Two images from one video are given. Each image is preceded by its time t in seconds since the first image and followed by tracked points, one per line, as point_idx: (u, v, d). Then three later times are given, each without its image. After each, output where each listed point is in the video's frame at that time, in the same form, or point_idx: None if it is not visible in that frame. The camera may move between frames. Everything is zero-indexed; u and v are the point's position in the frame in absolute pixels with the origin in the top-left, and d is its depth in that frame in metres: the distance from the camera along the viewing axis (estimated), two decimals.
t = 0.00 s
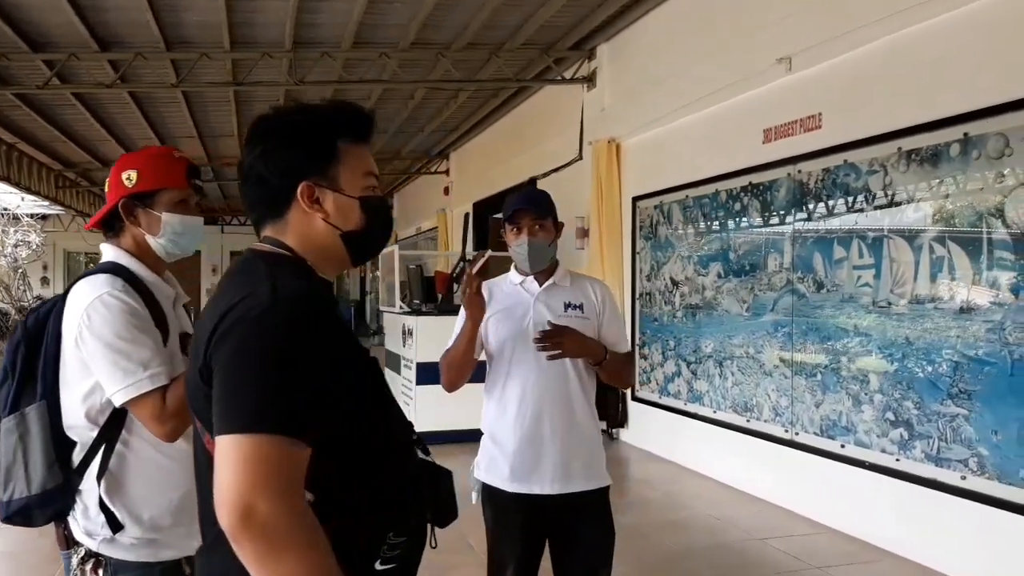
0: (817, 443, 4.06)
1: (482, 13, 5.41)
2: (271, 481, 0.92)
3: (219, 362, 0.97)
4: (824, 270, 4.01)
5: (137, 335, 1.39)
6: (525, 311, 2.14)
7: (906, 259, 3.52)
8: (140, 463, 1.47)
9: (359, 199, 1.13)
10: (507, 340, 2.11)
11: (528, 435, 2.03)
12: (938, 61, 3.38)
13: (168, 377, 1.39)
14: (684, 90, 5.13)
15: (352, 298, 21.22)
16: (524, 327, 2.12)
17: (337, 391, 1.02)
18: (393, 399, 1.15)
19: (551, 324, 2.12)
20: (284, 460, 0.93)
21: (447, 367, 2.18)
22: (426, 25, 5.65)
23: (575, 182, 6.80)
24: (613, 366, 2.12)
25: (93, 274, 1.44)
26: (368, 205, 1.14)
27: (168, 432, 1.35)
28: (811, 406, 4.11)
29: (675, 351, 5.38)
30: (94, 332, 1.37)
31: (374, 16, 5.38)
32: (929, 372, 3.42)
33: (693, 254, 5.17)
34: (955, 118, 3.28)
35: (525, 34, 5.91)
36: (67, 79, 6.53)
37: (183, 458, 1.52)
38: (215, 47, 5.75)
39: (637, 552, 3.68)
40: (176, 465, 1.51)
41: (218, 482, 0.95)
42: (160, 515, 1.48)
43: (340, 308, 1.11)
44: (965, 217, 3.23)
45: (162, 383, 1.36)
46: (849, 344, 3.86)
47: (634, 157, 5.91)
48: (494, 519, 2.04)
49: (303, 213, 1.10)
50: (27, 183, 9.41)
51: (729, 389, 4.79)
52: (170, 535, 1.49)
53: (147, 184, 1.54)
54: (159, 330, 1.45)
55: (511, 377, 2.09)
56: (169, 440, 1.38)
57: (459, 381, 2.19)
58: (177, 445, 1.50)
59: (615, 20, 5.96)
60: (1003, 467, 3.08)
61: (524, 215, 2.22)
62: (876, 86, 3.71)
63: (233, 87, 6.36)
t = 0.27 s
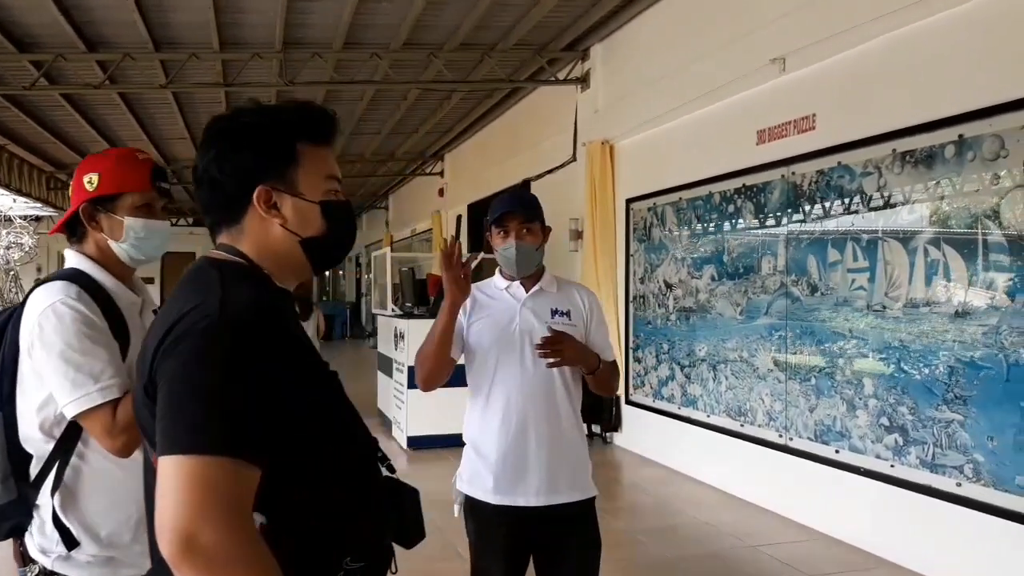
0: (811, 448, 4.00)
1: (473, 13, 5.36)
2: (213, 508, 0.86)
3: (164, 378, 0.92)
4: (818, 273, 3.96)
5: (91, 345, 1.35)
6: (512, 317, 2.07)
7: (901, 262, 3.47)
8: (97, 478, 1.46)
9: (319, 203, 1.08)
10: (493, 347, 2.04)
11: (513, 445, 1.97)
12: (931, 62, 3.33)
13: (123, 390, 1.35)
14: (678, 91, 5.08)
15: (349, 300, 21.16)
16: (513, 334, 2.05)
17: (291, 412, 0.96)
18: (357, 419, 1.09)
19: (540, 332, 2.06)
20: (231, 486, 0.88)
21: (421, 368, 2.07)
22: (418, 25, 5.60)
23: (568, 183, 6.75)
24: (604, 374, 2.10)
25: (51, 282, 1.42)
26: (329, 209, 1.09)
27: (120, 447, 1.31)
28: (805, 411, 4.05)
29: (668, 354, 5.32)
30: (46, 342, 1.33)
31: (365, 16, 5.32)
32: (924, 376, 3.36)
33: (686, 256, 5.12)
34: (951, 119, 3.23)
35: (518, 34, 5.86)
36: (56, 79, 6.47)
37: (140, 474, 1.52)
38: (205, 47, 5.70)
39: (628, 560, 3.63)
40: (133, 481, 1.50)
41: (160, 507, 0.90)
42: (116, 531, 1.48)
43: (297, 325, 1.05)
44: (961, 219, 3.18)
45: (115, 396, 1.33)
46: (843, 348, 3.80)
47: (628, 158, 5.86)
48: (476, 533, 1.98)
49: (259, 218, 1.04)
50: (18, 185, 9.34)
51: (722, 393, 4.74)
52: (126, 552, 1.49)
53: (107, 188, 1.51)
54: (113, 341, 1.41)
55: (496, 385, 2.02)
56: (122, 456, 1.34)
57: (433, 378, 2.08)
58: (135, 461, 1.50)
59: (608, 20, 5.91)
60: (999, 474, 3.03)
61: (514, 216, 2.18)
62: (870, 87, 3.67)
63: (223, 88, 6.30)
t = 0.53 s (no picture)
0: (805, 451, 3.96)
1: (465, 10, 5.31)
2: (162, 524, 0.82)
3: (113, 385, 0.86)
4: (812, 274, 3.92)
5: (57, 350, 1.32)
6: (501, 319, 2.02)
7: (895, 263, 3.43)
8: (65, 486, 1.44)
9: (283, 204, 1.03)
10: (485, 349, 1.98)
11: (498, 451, 1.92)
12: (926, 60, 3.29)
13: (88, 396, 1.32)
14: (671, 90, 5.04)
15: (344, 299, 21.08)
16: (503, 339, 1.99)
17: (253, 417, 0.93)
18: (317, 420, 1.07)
19: (529, 338, 2.01)
20: (182, 502, 0.84)
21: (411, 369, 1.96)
22: (409, 22, 5.54)
23: (562, 182, 6.70)
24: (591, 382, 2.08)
25: (14, 283, 1.37)
26: (294, 210, 1.04)
27: (86, 457, 1.27)
28: (799, 413, 4.01)
29: (662, 355, 5.28)
30: (8, 348, 1.30)
31: (355, 12, 5.27)
32: (918, 379, 3.32)
33: (680, 256, 5.07)
34: (946, 118, 3.19)
35: (510, 32, 5.81)
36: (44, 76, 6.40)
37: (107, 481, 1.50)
38: (193, 43, 5.64)
39: (618, 564, 3.59)
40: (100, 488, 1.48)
41: (107, 523, 0.85)
42: (84, 541, 1.45)
43: (260, 328, 1.02)
44: (955, 220, 3.14)
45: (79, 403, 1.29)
46: (837, 349, 3.77)
47: (621, 157, 5.81)
48: (460, 542, 1.92)
49: (220, 220, 0.99)
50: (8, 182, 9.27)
51: (716, 394, 4.69)
52: (93, 563, 1.47)
53: (73, 188, 1.50)
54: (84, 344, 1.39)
55: (482, 389, 1.96)
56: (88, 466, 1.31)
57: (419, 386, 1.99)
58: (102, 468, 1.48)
59: (601, 17, 5.87)
60: (993, 478, 2.99)
61: (505, 215, 2.13)
62: (864, 86, 3.63)
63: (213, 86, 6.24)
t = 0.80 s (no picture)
0: (796, 454, 3.95)
1: (456, 12, 5.30)
2: (119, 538, 0.80)
3: (70, 395, 0.84)
4: (803, 276, 3.91)
5: (38, 355, 1.32)
6: (488, 326, 2.01)
7: (886, 265, 3.42)
8: (46, 495, 1.42)
9: (251, 207, 1.01)
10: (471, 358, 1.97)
11: (487, 458, 1.89)
12: (916, 62, 3.29)
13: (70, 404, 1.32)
14: (663, 92, 5.03)
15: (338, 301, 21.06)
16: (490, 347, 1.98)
17: (219, 424, 0.92)
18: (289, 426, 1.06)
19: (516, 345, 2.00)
20: (140, 516, 0.82)
21: (402, 391, 1.93)
22: (400, 24, 5.53)
23: (554, 184, 6.69)
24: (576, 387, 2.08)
25: None
26: (263, 214, 1.02)
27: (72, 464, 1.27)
28: (790, 416, 4.00)
29: (653, 357, 5.26)
30: None
31: (347, 14, 5.25)
32: (908, 382, 3.32)
33: (672, 259, 5.06)
34: (936, 120, 3.19)
35: (503, 34, 5.80)
36: (34, 77, 6.38)
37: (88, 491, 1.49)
38: (185, 45, 5.62)
39: (607, 569, 3.57)
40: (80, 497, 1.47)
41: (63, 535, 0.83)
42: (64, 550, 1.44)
43: (227, 334, 1.01)
44: (946, 223, 3.13)
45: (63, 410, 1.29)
46: (828, 352, 3.76)
47: (614, 159, 5.81)
48: (444, 550, 1.90)
49: (186, 223, 0.97)
50: None
51: (707, 397, 4.68)
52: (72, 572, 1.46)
53: (46, 191, 1.50)
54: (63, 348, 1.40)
55: (470, 397, 1.94)
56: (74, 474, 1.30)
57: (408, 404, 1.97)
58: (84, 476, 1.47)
59: (594, 19, 5.86)
60: (984, 482, 2.98)
61: (492, 221, 2.10)
62: (855, 89, 3.63)
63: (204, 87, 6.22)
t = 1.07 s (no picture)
0: (788, 456, 3.94)
1: (449, 13, 5.29)
2: (70, 546, 0.79)
3: (24, 400, 0.82)
4: (795, 278, 3.90)
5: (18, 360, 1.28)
6: (466, 329, 1.99)
7: (877, 266, 3.41)
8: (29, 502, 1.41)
9: (217, 208, 1.00)
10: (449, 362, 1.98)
11: (465, 462, 1.88)
12: (908, 63, 3.28)
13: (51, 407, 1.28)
14: (656, 93, 5.02)
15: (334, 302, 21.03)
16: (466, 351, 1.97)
17: (182, 426, 0.91)
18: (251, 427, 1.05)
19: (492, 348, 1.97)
20: (94, 525, 0.80)
21: (388, 393, 1.97)
22: (393, 25, 5.51)
23: (548, 185, 6.68)
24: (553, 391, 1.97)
25: None
26: (229, 215, 1.01)
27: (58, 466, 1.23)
28: (782, 417, 3.99)
29: (646, 359, 5.25)
30: None
31: (339, 15, 5.24)
32: (900, 383, 3.30)
33: (664, 260, 5.05)
34: (927, 121, 3.18)
35: (496, 35, 5.79)
36: (26, 78, 6.36)
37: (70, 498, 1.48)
38: (176, 45, 5.60)
39: (597, 571, 3.55)
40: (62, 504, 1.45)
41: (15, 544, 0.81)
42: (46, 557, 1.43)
43: (192, 338, 0.99)
44: (936, 224, 3.12)
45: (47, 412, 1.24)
46: (819, 354, 3.74)
47: (607, 160, 5.79)
48: (427, 554, 1.89)
49: (151, 226, 0.95)
50: None
51: (700, 399, 4.67)
52: None
53: (25, 192, 1.48)
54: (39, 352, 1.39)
55: (449, 400, 1.93)
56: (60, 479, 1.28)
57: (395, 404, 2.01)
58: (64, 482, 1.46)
59: (587, 20, 5.85)
60: (975, 484, 2.97)
61: (460, 224, 2.07)
62: (846, 90, 3.62)
63: (196, 88, 6.20)
